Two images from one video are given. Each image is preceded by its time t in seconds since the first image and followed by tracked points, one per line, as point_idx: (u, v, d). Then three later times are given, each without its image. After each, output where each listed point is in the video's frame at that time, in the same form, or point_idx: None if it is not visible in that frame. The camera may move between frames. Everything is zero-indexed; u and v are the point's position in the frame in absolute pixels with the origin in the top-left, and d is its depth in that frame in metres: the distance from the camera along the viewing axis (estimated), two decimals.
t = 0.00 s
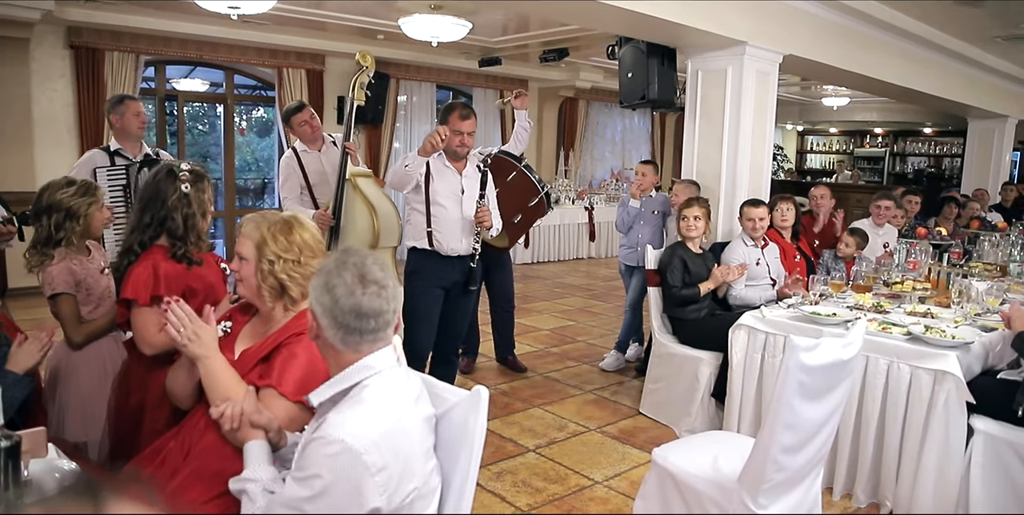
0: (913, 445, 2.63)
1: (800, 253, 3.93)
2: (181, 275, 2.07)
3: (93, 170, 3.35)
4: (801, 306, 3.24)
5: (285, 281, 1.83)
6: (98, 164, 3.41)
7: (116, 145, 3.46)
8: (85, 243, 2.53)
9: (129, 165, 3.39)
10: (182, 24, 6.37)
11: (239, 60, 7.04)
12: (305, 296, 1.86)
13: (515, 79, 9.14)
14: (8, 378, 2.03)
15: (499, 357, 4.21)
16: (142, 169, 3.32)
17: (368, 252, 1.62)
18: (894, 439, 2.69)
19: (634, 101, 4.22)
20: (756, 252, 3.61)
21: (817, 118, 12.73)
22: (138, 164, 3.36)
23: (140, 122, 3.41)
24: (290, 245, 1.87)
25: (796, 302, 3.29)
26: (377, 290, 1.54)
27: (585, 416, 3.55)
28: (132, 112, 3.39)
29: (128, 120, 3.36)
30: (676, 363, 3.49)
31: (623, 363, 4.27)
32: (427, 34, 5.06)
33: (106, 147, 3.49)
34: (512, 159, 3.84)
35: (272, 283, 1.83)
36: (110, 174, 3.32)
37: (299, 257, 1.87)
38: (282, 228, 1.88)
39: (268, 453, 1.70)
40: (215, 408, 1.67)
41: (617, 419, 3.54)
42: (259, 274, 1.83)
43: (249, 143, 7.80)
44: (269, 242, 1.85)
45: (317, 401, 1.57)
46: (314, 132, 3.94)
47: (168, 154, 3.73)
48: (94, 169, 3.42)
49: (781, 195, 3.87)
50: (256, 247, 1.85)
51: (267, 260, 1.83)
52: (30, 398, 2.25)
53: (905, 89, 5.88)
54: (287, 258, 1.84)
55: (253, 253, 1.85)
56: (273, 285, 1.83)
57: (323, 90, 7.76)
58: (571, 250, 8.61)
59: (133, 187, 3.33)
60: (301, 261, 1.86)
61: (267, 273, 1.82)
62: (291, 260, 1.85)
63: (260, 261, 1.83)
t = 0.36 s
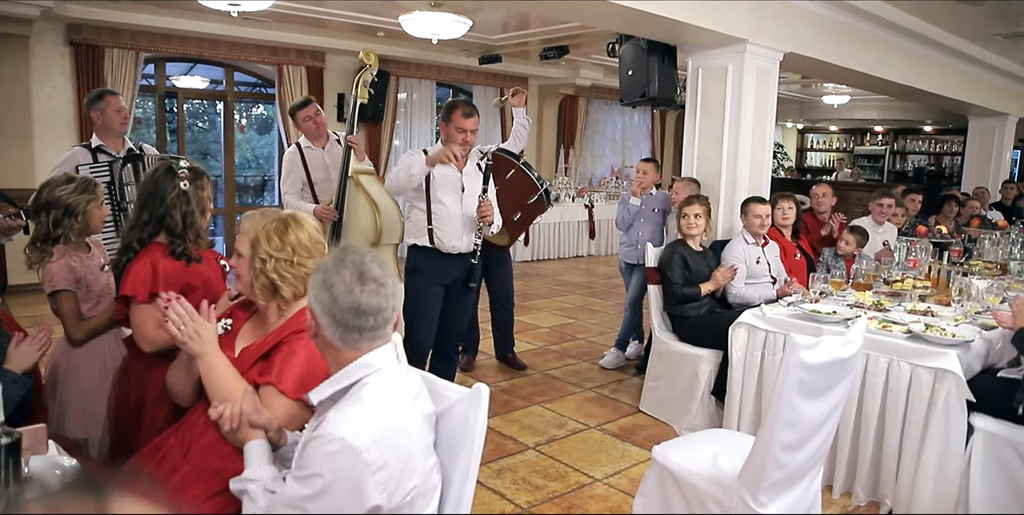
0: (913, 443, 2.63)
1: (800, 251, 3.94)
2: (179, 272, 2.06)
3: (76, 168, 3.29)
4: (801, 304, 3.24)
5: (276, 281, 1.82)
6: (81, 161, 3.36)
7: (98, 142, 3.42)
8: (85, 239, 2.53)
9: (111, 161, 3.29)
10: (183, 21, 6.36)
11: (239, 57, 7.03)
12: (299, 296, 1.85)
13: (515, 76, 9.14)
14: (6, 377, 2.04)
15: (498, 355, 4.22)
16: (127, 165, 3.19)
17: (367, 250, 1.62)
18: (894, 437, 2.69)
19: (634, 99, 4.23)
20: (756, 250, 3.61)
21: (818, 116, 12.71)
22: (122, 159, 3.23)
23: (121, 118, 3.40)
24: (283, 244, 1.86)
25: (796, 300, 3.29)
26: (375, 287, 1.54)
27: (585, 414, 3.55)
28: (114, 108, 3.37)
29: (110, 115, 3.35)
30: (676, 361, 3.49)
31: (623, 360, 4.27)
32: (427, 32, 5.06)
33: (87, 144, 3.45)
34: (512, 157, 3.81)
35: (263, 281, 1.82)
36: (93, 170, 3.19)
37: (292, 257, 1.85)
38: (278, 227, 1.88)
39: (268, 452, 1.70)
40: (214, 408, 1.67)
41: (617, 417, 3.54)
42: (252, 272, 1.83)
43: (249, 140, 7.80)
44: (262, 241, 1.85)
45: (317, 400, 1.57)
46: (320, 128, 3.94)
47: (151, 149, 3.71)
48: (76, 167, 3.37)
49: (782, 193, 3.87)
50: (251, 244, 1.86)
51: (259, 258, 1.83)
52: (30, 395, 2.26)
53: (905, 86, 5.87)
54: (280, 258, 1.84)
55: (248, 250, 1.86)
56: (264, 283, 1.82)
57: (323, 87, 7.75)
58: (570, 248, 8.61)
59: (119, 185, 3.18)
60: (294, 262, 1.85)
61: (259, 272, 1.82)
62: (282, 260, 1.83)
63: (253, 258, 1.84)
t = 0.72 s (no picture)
0: (914, 441, 2.63)
1: (801, 249, 3.94)
2: (179, 270, 2.06)
3: (78, 164, 3.29)
4: (802, 302, 3.24)
5: (254, 280, 1.83)
6: (83, 159, 3.36)
7: (99, 139, 3.42)
8: (85, 237, 2.53)
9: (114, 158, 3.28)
10: (183, 19, 6.36)
11: (239, 55, 7.02)
12: (276, 299, 1.85)
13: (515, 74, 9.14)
14: (8, 374, 2.04)
15: (498, 353, 4.21)
16: (132, 162, 3.17)
17: (366, 248, 1.62)
18: (896, 435, 2.69)
19: (634, 97, 4.23)
20: (757, 248, 3.60)
21: (818, 113, 12.69)
22: (125, 157, 3.21)
23: (122, 116, 3.40)
24: (265, 246, 1.85)
25: (796, 298, 3.29)
26: (374, 285, 1.53)
27: (585, 412, 3.55)
28: (115, 106, 3.37)
29: (111, 114, 3.35)
30: (677, 359, 3.49)
31: (623, 358, 4.27)
32: (427, 30, 5.06)
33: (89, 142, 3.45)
34: (512, 157, 3.85)
35: (243, 278, 1.85)
36: (97, 168, 3.16)
37: (275, 260, 1.83)
38: (265, 227, 1.87)
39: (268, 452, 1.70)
40: (213, 411, 1.65)
41: (617, 415, 3.54)
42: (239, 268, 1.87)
43: (249, 138, 7.79)
44: (249, 240, 1.87)
45: (317, 398, 1.57)
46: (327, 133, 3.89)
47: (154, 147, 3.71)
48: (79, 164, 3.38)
49: (783, 191, 3.86)
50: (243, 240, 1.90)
51: (244, 255, 1.87)
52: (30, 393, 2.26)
53: (905, 84, 5.87)
54: (259, 258, 1.84)
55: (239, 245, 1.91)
56: (244, 281, 1.85)
57: (324, 85, 7.75)
58: (571, 246, 8.60)
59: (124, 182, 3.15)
60: (275, 264, 1.83)
61: (241, 269, 1.86)
62: (260, 261, 1.84)
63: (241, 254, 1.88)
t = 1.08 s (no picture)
0: (921, 437, 2.62)
1: (807, 247, 3.92)
2: (186, 267, 2.07)
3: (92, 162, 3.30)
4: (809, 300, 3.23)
5: (257, 277, 1.84)
6: (98, 157, 3.37)
7: (114, 137, 3.43)
8: (92, 234, 2.54)
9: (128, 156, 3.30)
10: (190, 17, 6.36)
11: (246, 53, 7.01)
12: (280, 295, 1.85)
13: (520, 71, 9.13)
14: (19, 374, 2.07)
15: (504, 350, 4.21)
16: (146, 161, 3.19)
17: (371, 245, 1.62)
18: (902, 434, 2.68)
19: (640, 95, 4.22)
20: (763, 246, 3.59)
21: (825, 111, 12.64)
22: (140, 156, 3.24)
23: (136, 113, 3.39)
24: (268, 243, 1.85)
25: (803, 297, 3.28)
26: (380, 283, 1.54)
27: (591, 410, 3.55)
28: (129, 103, 3.37)
29: (125, 111, 3.35)
30: (683, 357, 3.49)
31: (629, 356, 4.27)
32: (433, 27, 5.05)
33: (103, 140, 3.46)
34: (519, 155, 3.83)
35: (248, 276, 1.86)
36: (111, 166, 3.19)
37: (278, 257, 1.84)
38: (268, 224, 1.87)
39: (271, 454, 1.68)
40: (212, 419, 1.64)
41: (623, 413, 3.54)
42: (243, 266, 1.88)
43: (255, 136, 7.80)
44: (252, 237, 1.88)
45: (322, 395, 1.57)
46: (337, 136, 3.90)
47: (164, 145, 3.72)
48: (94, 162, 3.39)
49: (789, 189, 3.84)
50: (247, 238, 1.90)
51: (247, 252, 1.87)
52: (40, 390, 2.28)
53: (913, 80, 5.84)
54: (261, 255, 1.85)
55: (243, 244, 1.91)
56: (248, 278, 1.86)
57: (329, 82, 7.75)
58: (577, 243, 8.60)
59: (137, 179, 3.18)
60: (279, 261, 1.83)
61: (246, 266, 1.86)
62: (264, 258, 1.84)
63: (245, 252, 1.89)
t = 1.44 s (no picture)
0: (939, 438, 2.60)
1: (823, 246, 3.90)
2: (202, 265, 2.08)
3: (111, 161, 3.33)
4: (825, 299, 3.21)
5: (275, 277, 1.84)
6: (115, 156, 3.40)
7: (132, 136, 3.47)
8: (109, 232, 2.55)
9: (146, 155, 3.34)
10: (205, 16, 6.41)
11: (260, 52, 7.04)
12: (297, 294, 1.86)
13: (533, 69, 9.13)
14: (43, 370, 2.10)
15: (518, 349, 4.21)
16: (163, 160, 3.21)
17: (386, 245, 1.62)
18: (920, 435, 2.66)
19: (655, 93, 4.21)
20: (779, 245, 3.57)
21: (840, 109, 12.55)
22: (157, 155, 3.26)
23: (154, 112, 3.41)
24: (286, 243, 1.86)
25: (819, 296, 3.25)
26: (396, 283, 1.54)
27: (605, 409, 3.54)
28: (147, 102, 3.39)
29: (143, 110, 3.37)
30: (698, 356, 3.47)
31: (643, 355, 4.26)
32: (447, 26, 5.05)
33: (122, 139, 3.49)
34: (536, 158, 3.78)
35: (265, 276, 1.86)
36: (129, 165, 3.22)
37: (295, 257, 1.85)
38: (284, 224, 1.88)
39: None
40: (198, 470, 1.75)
41: (637, 412, 3.53)
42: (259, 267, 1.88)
43: (270, 135, 7.84)
44: (268, 238, 1.88)
45: (338, 396, 1.57)
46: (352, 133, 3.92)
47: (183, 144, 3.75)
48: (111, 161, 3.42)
49: (804, 188, 3.82)
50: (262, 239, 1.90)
51: (264, 253, 1.88)
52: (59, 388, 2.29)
53: (931, 78, 5.78)
54: (279, 255, 1.85)
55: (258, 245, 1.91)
56: (265, 279, 1.86)
57: (343, 81, 7.78)
58: (591, 242, 8.58)
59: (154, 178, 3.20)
60: (296, 260, 1.84)
61: (263, 268, 1.87)
62: (281, 258, 1.85)
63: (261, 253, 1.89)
